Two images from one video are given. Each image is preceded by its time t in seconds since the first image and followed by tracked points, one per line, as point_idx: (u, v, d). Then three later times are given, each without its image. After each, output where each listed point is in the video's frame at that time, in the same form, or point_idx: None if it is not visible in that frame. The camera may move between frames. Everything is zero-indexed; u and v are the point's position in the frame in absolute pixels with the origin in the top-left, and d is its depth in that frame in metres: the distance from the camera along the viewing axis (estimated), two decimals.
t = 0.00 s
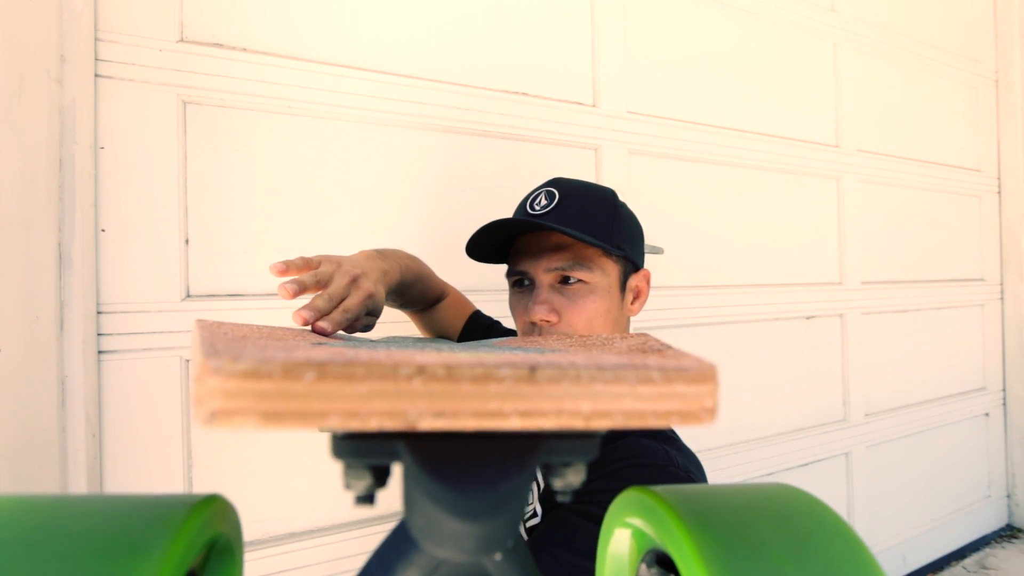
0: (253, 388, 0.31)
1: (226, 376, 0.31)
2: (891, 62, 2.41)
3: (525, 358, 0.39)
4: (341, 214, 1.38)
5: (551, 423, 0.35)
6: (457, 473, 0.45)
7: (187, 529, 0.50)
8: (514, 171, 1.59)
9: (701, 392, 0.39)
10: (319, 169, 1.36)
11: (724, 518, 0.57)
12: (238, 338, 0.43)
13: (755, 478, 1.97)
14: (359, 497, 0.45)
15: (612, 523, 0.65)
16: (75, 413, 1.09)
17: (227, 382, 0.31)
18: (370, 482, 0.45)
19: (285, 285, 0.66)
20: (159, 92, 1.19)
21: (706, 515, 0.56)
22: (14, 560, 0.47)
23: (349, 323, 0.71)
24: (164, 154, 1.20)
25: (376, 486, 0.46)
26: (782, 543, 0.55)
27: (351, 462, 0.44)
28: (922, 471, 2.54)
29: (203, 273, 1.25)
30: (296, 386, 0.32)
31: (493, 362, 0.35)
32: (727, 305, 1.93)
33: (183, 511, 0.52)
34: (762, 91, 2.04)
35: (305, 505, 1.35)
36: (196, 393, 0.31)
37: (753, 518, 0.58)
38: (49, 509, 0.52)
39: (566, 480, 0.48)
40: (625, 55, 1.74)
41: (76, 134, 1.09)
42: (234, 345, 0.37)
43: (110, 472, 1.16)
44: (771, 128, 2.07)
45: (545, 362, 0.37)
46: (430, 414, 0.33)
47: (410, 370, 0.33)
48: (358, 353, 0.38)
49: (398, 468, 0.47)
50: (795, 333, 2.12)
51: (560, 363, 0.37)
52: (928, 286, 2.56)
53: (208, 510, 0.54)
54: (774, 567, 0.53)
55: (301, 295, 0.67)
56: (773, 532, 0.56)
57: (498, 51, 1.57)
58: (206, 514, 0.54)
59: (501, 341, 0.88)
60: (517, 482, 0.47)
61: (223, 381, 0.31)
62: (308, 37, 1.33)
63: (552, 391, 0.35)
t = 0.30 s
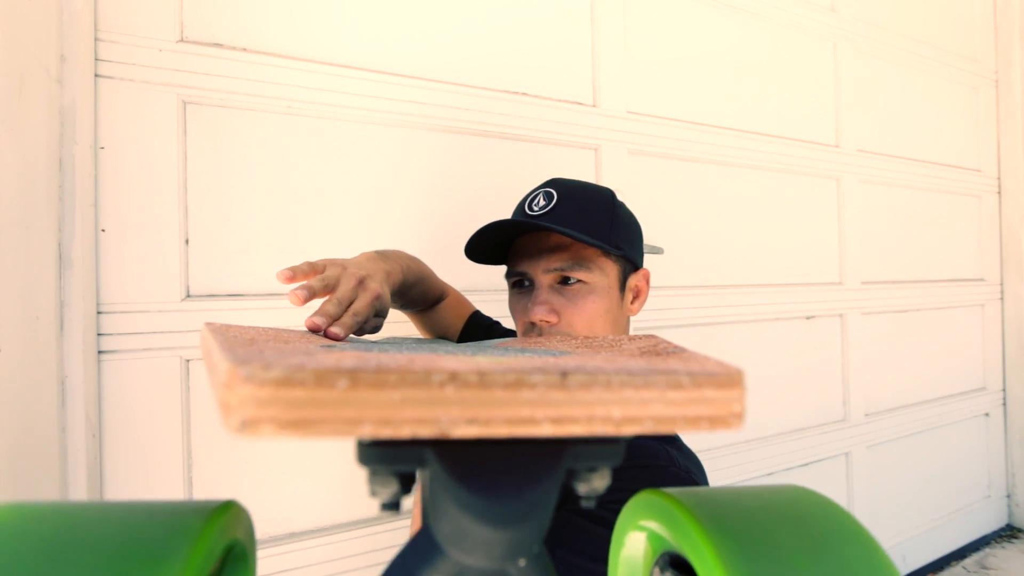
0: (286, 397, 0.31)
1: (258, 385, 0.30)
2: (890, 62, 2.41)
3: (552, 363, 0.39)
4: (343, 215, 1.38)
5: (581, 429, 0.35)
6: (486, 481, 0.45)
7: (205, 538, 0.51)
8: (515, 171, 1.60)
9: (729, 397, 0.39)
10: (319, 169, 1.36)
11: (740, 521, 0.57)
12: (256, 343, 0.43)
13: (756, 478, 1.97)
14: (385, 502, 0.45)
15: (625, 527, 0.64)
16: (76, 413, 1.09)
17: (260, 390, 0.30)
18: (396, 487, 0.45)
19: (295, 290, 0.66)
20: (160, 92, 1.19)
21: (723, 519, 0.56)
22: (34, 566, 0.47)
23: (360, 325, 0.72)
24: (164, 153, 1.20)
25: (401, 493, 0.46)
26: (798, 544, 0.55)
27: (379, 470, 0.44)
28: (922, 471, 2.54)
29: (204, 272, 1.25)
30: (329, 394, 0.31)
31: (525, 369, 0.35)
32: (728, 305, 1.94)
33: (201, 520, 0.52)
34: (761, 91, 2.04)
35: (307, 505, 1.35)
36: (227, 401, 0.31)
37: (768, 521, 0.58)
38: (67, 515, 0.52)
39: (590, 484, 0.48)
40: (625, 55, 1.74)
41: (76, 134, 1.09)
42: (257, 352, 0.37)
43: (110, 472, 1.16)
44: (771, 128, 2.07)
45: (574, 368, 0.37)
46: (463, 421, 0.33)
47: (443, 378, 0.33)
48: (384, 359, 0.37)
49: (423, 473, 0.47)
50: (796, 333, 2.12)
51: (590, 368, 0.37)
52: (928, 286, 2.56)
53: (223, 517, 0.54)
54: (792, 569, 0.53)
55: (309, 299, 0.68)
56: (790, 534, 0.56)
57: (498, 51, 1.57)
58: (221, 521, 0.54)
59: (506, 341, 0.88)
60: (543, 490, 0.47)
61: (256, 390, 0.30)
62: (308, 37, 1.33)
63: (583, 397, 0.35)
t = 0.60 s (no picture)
0: (288, 405, 0.31)
1: (261, 394, 0.31)
2: (890, 62, 2.41)
3: (551, 370, 0.39)
4: (342, 215, 1.38)
5: (580, 435, 0.35)
6: (485, 485, 0.45)
7: (206, 543, 0.50)
8: (515, 171, 1.60)
9: (728, 403, 0.38)
10: (319, 169, 1.36)
11: (738, 523, 0.57)
12: (258, 349, 0.43)
13: (756, 478, 1.96)
14: (385, 509, 0.45)
15: (625, 528, 0.64)
16: (76, 413, 1.08)
17: (262, 400, 0.31)
18: (396, 493, 0.45)
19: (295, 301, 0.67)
20: (160, 93, 1.20)
21: (723, 523, 0.56)
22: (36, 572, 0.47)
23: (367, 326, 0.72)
24: (164, 153, 1.20)
25: (402, 499, 0.46)
26: (796, 547, 0.55)
27: (379, 476, 0.44)
28: (922, 471, 2.54)
29: (204, 272, 1.25)
30: (331, 403, 0.32)
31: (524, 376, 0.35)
32: (727, 306, 1.93)
33: (203, 525, 0.52)
34: (761, 91, 2.04)
35: (307, 505, 1.35)
36: (229, 410, 0.31)
37: (769, 525, 0.58)
38: (68, 522, 0.52)
39: (590, 488, 0.47)
40: (624, 55, 1.74)
41: (75, 133, 1.09)
42: (259, 359, 0.37)
43: (110, 472, 1.16)
44: (771, 128, 2.07)
45: (573, 374, 0.37)
46: (464, 428, 0.33)
47: (443, 385, 0.33)
48: (385, 366, 0.38)
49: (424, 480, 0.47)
50: (795, 333, 2.12)
51: (588, 375, 0.36)
52: (928, 286, 2.56)
53: (223, 522, 0.54)
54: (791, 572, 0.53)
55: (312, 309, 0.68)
56: (789, 539, 0.56)
57: (497, 51, 1.57)
58: (222, 525, 0.54)
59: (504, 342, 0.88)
60: (544, 495, 0.47)
61: (258, 399, 0.31)
62: (306, 37, 1.33)
63: (581, 403, 0.35)
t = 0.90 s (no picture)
0: (291, 393, 0.31)
1: (265, 383, 0.30)
2: (890, 62, 2.41)
3: (548, 361, 0.39)
4: (341, 215, 1.38)
5: (578, 423, 0.35)
6: (484, 474, 0.45)
7: (208, 537, 0.50)
8: (514, 171, 1.59)
9: (723, 391, 0.39)
10: (318, 169, 1.35)
11: (735, 514, 0.57)
12: (260, 346, 0.43)
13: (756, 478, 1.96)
14: (386, 498, 0.46)
15: (625, 522, 0.65)
16: (75, 413, 1.08)
17: (266, 388, 0.30)
18: (398, 483, 0.46)
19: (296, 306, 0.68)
20: (161, 93, 1.20)
21: (720, 514, 0.56)
22: (38, 568, 0.47)
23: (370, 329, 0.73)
24: (164, 153, 1.20)
25: (403, 487, 0.46)
26: (793, 539, 0.55)
27: (382, 465, 0.44)
28: (922, 471, 2.54)
29: (204, 272, 1.25)
30: (334, 391, 0.31)
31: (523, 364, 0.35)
32: (727, 305, 1.93)
33: (205, 519, 0.52)
34: (761, 91, 2.04)
35: (306, 505, 1.35)
36: (232, 399, 0.31)
37: (766, 516, 0.58)
38: (70, 516, 0.52)
39: (588, 478, 0.48)
40: (624, 55, 1.74)
41: (75, 134, 1.09)
42: (262, 353, 0.37)
43: (110, 471, 1.16)
44: (771, 128, 2.07)
45: (570, 363, 0.37)
46: (463, 416, 0.33)
47: (444, 374, 0.33)
48: (386, 358, 0.38)
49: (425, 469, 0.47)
50: (795, 333, 2.12)
51: (585, 364, 0.36)
52: (928, 286, 2.56)
53: (225, 516, 0.54)
54: (788, 563, 0.53)
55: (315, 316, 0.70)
56: (786, 530, 0.56)
57: (497, 51, 1.57)
58: (223, 519, 0.53)
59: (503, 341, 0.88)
60: (543, 483, 0.47)
61: (263, 387, 0.30)
62: (306, 37, 1.33)
63: (579, 391, 0.35)
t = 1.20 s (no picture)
0: (291, 390, 0.31)
1: (265, 379, 0.30)
2: (890, 62, 2.41)
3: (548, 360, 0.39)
4: (341, 216, 1.38)
5: (578, 423, 0.35)
6: (484, 473, 0.45)
7: (209, 531, 0.51)
8: (514, 171, 1.59)
9: (723, 393, 0.38)
10: (318, 169, 1.35)
11: (735, 517, 0.57)
12: (260, 343, 0.43)
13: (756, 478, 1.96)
14: (385, 496, 0.46)
15: (624, 522, 0.65)
16: (75, 413, 1.08)
17: (265, 384, 0.30)
18: (397, 481, 0.46)
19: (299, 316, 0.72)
20: (161, 93, 1.20)
21: (719, 515, 0.56)
22: (39, 563, 0.47)
23: (372, 327, 0.75)
24: (164, 154, 1.20)
25: (403, 485, 0.47)
26: (793, 542, 0.55)
27: (382, 464, 0.45)
28: (922, 471, 2.54)
29: (204, 272, 1.25)
30: (333, 389, 0.31)
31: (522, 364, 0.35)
32: (727, 306, 1.93)
33: (206, 514, 0.52)
34: (761, 91, 2.04)
35: (306, 505, 1.35)
36: (232, 395, 0.31)
37: (765, 518, 0.58)
38: (71, 512, 0.52)
39: (587, 479, 0.48)
40: (624, 55, 1.74)
41: (75, 135, 1.09)
42: (262, 349, 0.37)
43: (109, 471, 1.16)
44: (771, 128, 2.07)
45: (570, 364, 0.37)
46: (463, 415, 0.33)
47: (444, 372, 0.33)
48: (386, 356, 0.38)
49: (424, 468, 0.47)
50: (795, 333, 2.12)
51: (585, 364, 0.36)
52: (928, 286, 2.56)
53: (225, 511, 0.54)
54: (786, 565, 0.53)
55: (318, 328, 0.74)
56: (784, 531, 0.56)
57: (497, 51, 1.57)
58: (223, 515, 0.54)
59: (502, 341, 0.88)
60: (542, 483, 0.47)
61: (263, 383, 0.30)
62: (306, 37, 1.33)
63: (579, 391, 0.35)
